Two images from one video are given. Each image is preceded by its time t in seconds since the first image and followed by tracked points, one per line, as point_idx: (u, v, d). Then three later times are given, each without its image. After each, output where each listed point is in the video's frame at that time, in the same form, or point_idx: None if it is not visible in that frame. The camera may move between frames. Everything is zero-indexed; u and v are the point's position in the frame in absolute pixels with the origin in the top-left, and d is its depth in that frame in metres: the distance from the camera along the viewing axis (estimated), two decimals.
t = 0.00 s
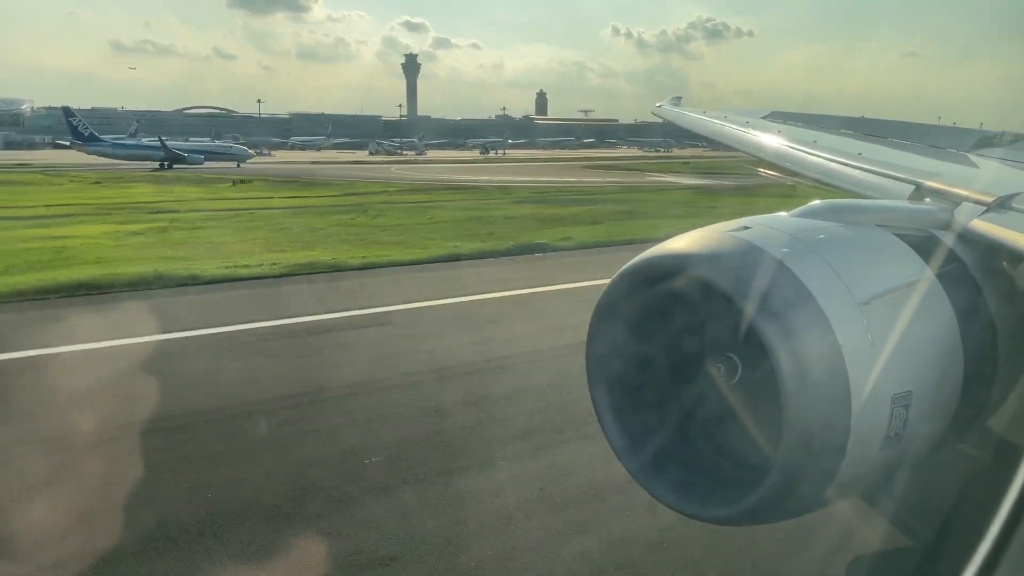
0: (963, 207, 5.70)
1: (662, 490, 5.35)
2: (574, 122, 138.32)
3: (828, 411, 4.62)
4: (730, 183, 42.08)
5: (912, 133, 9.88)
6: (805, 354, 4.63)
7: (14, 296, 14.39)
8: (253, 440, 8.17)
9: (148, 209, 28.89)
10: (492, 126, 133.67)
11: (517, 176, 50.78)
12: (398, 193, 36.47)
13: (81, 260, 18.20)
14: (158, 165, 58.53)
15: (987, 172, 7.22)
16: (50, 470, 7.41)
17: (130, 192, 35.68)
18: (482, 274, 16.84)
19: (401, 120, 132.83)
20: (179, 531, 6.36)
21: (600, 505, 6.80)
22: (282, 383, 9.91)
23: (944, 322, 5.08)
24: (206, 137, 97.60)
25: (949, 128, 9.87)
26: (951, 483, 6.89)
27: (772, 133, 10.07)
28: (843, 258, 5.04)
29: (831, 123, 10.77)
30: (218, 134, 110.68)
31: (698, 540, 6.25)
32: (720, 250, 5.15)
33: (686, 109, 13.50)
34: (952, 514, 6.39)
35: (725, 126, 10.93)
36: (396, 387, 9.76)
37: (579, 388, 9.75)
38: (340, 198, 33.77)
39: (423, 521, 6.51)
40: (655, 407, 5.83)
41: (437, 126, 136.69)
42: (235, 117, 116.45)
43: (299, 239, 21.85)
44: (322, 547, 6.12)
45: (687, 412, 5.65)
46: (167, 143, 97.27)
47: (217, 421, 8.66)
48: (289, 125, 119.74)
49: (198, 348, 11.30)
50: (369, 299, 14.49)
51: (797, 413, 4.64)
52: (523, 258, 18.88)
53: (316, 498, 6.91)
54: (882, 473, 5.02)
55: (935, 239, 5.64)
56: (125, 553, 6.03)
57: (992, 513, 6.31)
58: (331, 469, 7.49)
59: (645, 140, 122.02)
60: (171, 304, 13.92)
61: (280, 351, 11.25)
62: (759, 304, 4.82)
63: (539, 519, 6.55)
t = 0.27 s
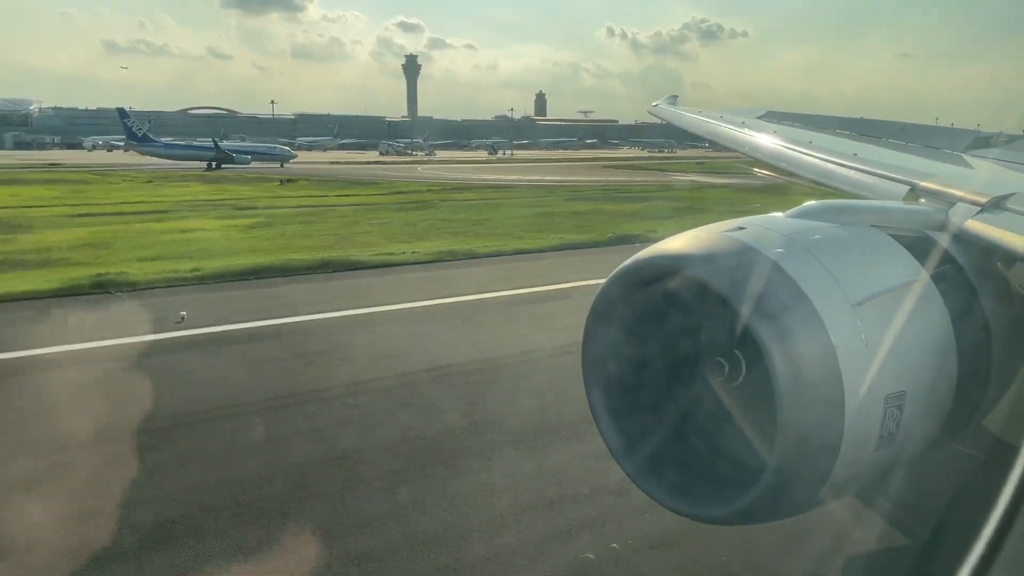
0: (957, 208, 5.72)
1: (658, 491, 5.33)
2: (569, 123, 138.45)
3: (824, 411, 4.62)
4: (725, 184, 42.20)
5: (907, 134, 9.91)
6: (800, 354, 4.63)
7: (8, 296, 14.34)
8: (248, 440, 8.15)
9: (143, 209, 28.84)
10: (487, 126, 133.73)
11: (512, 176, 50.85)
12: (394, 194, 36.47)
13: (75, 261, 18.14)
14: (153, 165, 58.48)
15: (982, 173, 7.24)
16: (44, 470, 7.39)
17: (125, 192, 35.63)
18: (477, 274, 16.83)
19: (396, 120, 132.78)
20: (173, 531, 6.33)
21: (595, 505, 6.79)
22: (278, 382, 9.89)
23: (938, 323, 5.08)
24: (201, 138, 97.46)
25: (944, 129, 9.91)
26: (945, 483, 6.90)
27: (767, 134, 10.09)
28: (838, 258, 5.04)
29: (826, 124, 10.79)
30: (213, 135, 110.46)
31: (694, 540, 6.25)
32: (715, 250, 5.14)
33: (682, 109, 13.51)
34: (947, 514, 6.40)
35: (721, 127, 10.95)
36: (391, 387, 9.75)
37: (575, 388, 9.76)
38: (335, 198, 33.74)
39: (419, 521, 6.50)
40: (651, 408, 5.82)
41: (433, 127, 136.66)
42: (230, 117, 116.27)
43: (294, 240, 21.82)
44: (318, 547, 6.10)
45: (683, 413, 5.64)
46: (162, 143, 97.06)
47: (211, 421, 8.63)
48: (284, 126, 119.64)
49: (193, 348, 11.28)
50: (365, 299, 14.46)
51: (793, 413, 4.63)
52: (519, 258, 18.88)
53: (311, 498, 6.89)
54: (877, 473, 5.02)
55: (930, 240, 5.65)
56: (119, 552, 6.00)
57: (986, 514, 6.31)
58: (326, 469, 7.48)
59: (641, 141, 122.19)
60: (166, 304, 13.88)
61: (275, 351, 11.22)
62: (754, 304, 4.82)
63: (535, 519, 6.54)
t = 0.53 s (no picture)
0: (952, 207, 5.72)
1: (654, 491, 5.32)
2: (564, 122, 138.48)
3: (819, 410, 4.62)
4: (720, 183, 42.25)
5: (901, 133, 9.92)
6: (795, 353, 4.63)
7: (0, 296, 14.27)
8: (242, 440, 8.12)
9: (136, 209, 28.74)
10: (481, 125, 133.64)
11: (506, 175, 50.83)
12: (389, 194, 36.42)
13: (68, 261, 18.06)
14: (147, 164, 58.32)
15: (976, 172, 7.25)
16: (37, 471, 7.35)
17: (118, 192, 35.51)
18: (473, 273, 16.80)
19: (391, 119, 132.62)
20: (166, 531, 6.30)
21: (591, 504, 6.78)
22: (272, 382, 9.86)
23: (933, 322, 5.09)
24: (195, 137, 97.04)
25: (939, 128, 9.92)
26: (940, 482, 6.90)
27: (762, 133, 10.09)
28: (833, 257, 5.04)
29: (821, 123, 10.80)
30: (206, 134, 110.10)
31: (689, 540, 6.24)
32: (710, 250, 5.13)
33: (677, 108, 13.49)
34: (942, 513, 6.41)
35: (716, 126, 10.95)
36: (386, 387, 9.72)
37: (571, 387, 9.75)
38: (330, 198, 33.69)
39: (414, 521, 6.48)
40: (646, 407, 5.81)
41: (427, 126, 136.53)
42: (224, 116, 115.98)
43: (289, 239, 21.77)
44: (313, 547, 6.08)
45: (678, 412, 5.63)
46: (155, 143, 96.71)
47: (205, 421, 8.60)
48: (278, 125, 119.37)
49: (187, 348, 11.24)
50: (359, 298, 14.42)
51: (788, 412, 4.63)
52: (514, 257, 18.86)
53: (306, 499, 6.87)
54: (872, 472, 5.02)
55: (924, 239, 5.65)
56: (112, 553, 5.98)
57: (980, 512, 6.32)
58: (320, 469, 7.45)
59: (635, 140, 122.24)
60: (160, 304, 13.83)
61: (269, 351, 11.19)
62: (749, 304, 4.81)
63: (530, 518, 6.53)
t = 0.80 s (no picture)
0: (947, 208, 5.73)
1: (648, 491, 5.33)
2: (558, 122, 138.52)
3: (813, 410, 4.62)
4: (714, 183, 42.32)
5: (896, 133, 9.94)
6: (790, 353, 4.63)
7: None
8: (235, 440, 8.09)
9: (129, 207, 28.61)
10: (476, 125, 133.56)
11: (500, 175, 50.78)
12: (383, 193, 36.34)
13: (61, 260, 17.97)
14: (140, 163, 58.11)
15: (970, 173, 7.27)
16: (29, 471, 7.32)
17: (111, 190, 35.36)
18: (467, 273, 16.78)
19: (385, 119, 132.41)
20: (159, 532, 6.28)
21: (585, 505, 6.78)
22: (266, 382, 9.83)
23: (927, 322, 5.10)
24: (188, 136, 96.79)
25: (933, 128, 9.95)
26: (933, 483, 6.92)
27: (757, 134, 10.11)
28: (828, 257, 5.05)
29: (816, 124, 10.82)
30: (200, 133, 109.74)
31: (683, 539, 6.24)
32: (705, 249, 5.13)
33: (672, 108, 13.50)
34: (935, 513, 6.43)
35: (711, 126, 10.96)
36: (380, 387, 9.70)
37: (566, 387, 9.74)
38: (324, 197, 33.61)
39: (409, 521, 6.47)
40: (641, 407, 5.81)
41: (421, 125, 136.38)
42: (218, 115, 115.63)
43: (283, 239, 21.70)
44: (307, 548, 6.06)
45: (672, 412, 5.63)
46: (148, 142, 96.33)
47: (198, 421, 8.57)
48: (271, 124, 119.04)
49: (180, 348, 11.20)
50: (354, 298, 14.39)
51: (783, 412, 4.64)
52: (508, 257, 18.84)
53: (300, 499, 6.84)
54: (865, 472, 5.03)
55: (919, 239, 5.66)
56: (105, 554, 5.96)
57: (973, 512, 6.34)
58: (314, 469, 7.43)
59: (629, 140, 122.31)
60: (153, 304, 13.77)
61: (263, 350, 11.15)
62: (744, 304, 4.81)
63: (524, 518, 6.53)
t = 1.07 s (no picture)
0: (942, 208, 5.75)
1: (644, 490, 5.33)
2: (554, 122, 138.66)
3: (809, 411, 4.63)
4: (710, 182, 42.42)
5: (891, 134, 9.96)
6: (785, 354, 4.64)
7: None
8: (230, 440, 8.07)
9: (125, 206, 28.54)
10: (472, 124, 133.50)
11: (498, 173, 50.88)
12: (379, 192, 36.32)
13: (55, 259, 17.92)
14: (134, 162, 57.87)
15: (965, 173, 7.29)
16: (23, 471, 7.29)
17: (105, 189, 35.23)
18: (463, 273, 16.76)
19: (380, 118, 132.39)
20: (154, 532, 6.26)
21: (580, 504, 6.78)
22: (262, 382, 9.81)
23: (921, 323, 5.10)
24: (184, 135, 96.58)
25: (928, 129, 9.97)
26: (928, 483, 6.93)
27: (753, 134, 10.13)
28: (823, 258, 5.05)
29: (812, 124, 10.83)
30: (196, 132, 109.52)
31: (679, 539, 6.24)
32: (701, 250, 5.14)
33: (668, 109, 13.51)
34: (930, 512, 6.44)
35: (707, 127, 10.98)
36: (376, 386, 9.68)
37: (561, 386, 9.74)
38: (320, 196, 33.57)
39: (404, 521, 6.46)
40: (637, 408, 5.81)
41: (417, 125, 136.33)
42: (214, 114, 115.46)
43: (278, 237, 21.67)
44: (302, 547, 6.05)
45: (668, 413, 5.63)
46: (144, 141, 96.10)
47: (193, 421, 8.55)
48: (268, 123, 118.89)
49: (175, 347, 11.17)
50: (350, 297, 14.37)
51: (778, 412, 4.64)
52: (504, 257, 18.84)
53: (296, 498, 6.83)
54: (860, 472, 5.03)
55: (914, 240, 5.67)
56: (100, 553, 5.95)
57: (968, 512, 6.34)
58: (310, 468, 7.42)
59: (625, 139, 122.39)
60: (148, 303, 13.74)
61: (258, 350, 11.13)
62: (739, 304, 4.81)
63: (520, 517, 6.53)
